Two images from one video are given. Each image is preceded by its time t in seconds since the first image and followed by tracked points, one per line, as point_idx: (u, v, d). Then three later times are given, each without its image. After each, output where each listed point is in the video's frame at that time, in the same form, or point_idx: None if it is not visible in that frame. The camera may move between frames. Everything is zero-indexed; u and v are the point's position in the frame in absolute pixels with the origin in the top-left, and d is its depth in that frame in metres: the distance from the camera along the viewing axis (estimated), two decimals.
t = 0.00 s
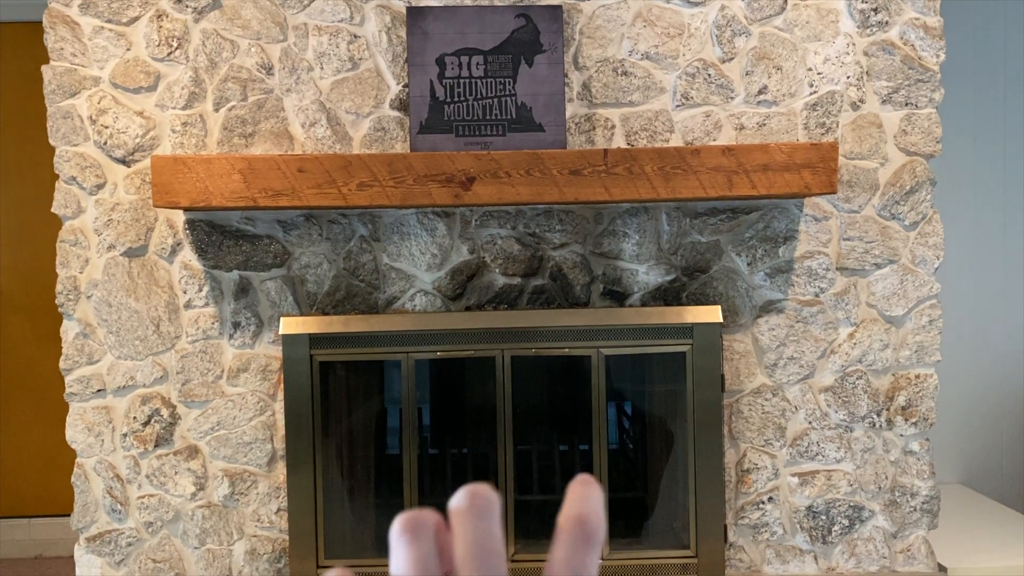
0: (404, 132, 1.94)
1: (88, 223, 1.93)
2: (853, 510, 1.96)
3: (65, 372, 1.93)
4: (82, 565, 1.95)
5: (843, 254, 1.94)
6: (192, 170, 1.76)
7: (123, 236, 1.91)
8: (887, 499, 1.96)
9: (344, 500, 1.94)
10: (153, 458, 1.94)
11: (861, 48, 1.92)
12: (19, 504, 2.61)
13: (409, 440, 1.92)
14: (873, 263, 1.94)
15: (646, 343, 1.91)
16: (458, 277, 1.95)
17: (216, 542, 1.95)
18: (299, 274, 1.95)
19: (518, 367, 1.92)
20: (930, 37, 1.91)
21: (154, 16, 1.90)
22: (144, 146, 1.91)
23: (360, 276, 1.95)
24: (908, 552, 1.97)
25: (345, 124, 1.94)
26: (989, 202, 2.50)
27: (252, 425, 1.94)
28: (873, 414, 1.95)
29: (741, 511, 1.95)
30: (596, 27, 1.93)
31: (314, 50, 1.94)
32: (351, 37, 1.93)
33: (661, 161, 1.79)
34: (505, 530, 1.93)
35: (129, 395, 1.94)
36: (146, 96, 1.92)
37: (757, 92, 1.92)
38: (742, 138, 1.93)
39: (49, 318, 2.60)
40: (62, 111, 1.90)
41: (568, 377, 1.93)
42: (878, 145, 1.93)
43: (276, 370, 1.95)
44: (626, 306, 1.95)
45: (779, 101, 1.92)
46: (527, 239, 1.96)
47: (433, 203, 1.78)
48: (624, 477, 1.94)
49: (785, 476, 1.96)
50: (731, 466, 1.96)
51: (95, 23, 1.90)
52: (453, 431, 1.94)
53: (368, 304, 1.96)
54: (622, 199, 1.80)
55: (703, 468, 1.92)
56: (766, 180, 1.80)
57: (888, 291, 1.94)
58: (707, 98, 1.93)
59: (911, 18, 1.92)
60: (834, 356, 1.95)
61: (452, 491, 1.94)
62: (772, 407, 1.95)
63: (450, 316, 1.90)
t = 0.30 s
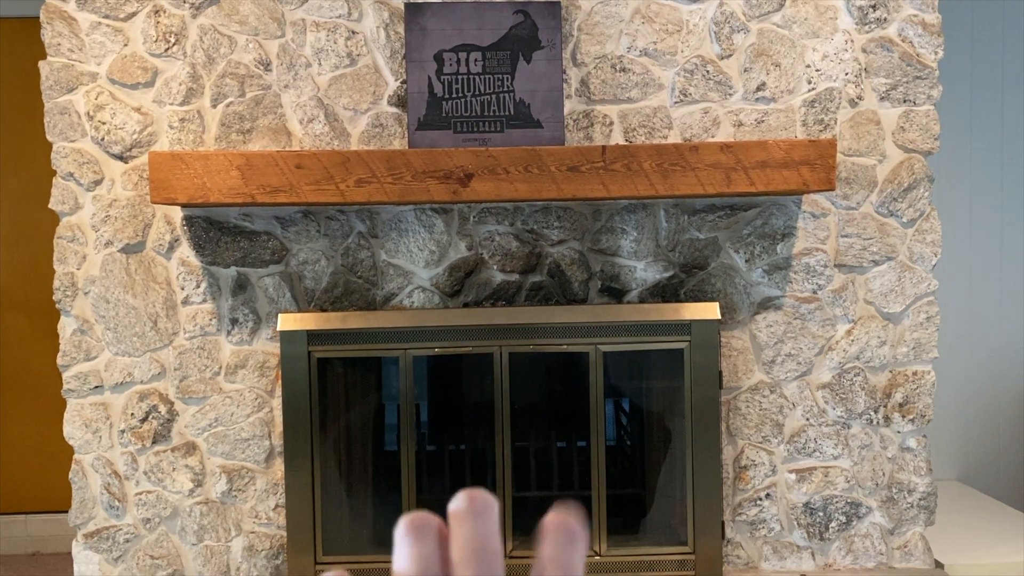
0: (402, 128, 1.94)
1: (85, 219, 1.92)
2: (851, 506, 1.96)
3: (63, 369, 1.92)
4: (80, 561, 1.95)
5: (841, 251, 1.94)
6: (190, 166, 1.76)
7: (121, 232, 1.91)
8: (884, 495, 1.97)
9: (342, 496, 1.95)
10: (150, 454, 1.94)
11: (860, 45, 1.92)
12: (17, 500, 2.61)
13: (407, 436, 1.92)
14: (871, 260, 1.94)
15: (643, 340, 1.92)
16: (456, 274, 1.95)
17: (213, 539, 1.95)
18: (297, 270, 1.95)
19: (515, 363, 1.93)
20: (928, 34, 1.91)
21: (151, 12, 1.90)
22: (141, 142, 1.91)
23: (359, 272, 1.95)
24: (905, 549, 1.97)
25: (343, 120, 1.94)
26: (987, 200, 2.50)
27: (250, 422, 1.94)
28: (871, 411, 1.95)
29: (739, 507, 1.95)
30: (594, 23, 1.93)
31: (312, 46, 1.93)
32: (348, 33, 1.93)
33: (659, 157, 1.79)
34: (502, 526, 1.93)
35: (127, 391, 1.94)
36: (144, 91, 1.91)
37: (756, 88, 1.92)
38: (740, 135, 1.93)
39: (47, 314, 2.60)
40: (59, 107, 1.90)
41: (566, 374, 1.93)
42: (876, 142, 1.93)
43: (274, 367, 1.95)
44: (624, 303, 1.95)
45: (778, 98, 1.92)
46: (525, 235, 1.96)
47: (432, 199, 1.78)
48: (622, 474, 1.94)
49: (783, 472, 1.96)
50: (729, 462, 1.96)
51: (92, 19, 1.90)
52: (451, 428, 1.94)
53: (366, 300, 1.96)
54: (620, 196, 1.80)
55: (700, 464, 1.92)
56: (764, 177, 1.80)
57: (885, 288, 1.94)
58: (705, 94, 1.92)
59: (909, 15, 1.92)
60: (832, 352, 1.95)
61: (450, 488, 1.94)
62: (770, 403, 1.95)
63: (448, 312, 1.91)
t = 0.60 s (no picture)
0: (401, 123, 1.93)
1: (82, 214, 1.92)
2: (848, 502, 1.96)
3: (60, 363, 1.92)
4: (77, 556, 1.95)
5: (839, 246, 1.94)
6: (187, 160, 1.75)
7: (118, 227, 1.91)
8: (881, 491, 1.97)
9: (339, 491, 1.95)
10: (147, 449, 1.94)
11: (859, 41, 1.92)
12: (15, 495, 2.61)
13: (404, 431, 1.92)
14: (870, 256, 1.94)
15: (641, 336, 1.92)
16: (454, 269, 1.95)
17: (210, 534, 1.94)
18: (295, 265, 1.94)
19: (514, 359, 1.93)
20: (927, 30, 1.91)
21: (148, 5, 1.89)
22: (139, 136, 1.90)
23: (356, 267, 1.94)
24: (902, 545, 1.97)
25: (341, 115, 1.94)
26: (985, 196, 2.50)
27: (248, 417, 1.94)
28: (869, 407, 1.95)
29: (736, 502, 1.95)
30: (593, 18, 1.92)
31: (310, 40, 1.93)
32: (347, 27, 1.92)
33: (658, 153, 1.78)
34: (500, 521, 1.94)
35: (125, 386, 1.94)
36: (141, 85, 1.90)
37: (755, 84, 1.91)
38: (739, 130, 1.92)
39: (44, 310, 2.59)
40: (56, 101, 1.89)
41: (564, 369, 1.93)
42: (875, 138, 1.92)
43: (272, 362, 1.94)
44: (623, 299, 1.95)
45: (777, 93, 1.92)
46: (523, 231, 1.95)
47: (430, 194, 1.78)
48: (620, 469, 1.94)
49: (780, 468, 1.96)
50: (727, 458, 1.96)
51: (89, 12, 1.89)
52: (448, 423, 1.94)
53: (363, 295, 1.96)
54: (618, 191, 1.80)
55: (698, 460, 1.92)
56: (763, 173, 1.80)
57: (883, 284, 1.94)
58: (704, 90, 1.92)
59: (909, 10, 1.91)
60: (830, 348, 1.95)
61: (448, 483, 1.94)
62: (768, 399, 1.95)
63: (446, 308, 1.90)
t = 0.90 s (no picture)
0: (397, 143, 1.92)
1: (77, 234, 1.90)
2: (850, 528, 1.93)
3: (53, 385, 1.90)
4: None
5: (839, 269, 1.92)
6: (182, 182, 1.74)
7: (112, 248, 1.89)
8: (884, 517, 1.94)
9: (334, 515, 1.92)
10: (140, 472, 1.91)
11: (858, 62, 1.91)
12: (8, 516, 2.58)
13: (400, 454, 1.90)
14: (870, 278, 1.92)
15: (640, 358, 1.90)
16: (451, 290, 1.93)
17: (203, 558, 1.92)
18: (290, 286, 1.93)
19: (511, 381, 1.91)
20: (927, 52, 1.90)
21: (145, 26, 1.88)
22: (134, 157, 1.89)
23: (352, 288, 1.93)
24: (904, 571, 1.94)
25: (338, 135, 1.93)
26: (986, 216, 2.49)
27: (242, 439, 1.92)
28: (870, 431, 1.93)
29: (736, 528, 1.93)
30: (591, 39, 1.92)
31: (306, 61, 1.92)
32: (344, 48, 1.92)
33: (656, 174, 1.77)
34: (497, 546, 1.91)
35: (118, 408, 1.92)
36: (137, 106, 1.90)
37: (754, 105, 1.90)
38: (738, 151, 1.91)
39: (38, 329, 2.58)
40: (51, 122, 1.88)
41: (562, 392, 1.91)
42: (875, 160, 1.91)
43: (266, 384, 1.93)
44: (621, 321, 1.93)
45: (776, 115, 1.91)
46: (521, 252, 1.94)
47: (426, 216, 1.77)
48: (618, 493, 1.92)
49: (781, 493, 1.94)
50: (727, 482, 1.94)
51: (85, 33, 1.88)
52: (445, 446, 1.92)
53: (359, 317, 1.94)
54: (616, 213, 1.78)
55: (698, 484, 1.90)
56: (762, 195, 1.78)
57: (884, 306, 1.92)
58: (703, 111, 1.91)
59: (908, 32, 1.91)
60: (831, 372, 1.93)
61: (444, 507, 1.92)
62: (768, 422, 1.92)
63: (443, 329, 1.89)
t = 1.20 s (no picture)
0: (397, 148, 1.93)
1: (76, 237, 1.91)
2: (847, 533, 1.94)
3: (52, 388, 1.90)
4: None
5: (836, 275, 1.93)
6: (182, 185, 1.75)
7: (112, 251, 1.90)
8: (880, 522, 1.95)
9: (332, 517, 1.93)
10: (138, 475, 1.92)
11: (856, 69, 1.92)
12: (6, 519, 2.58)
13: (398, 457, 1.90)
14: (867, 284, 1.93)
15: (638, 363, 1.90)
16: (449, 295, 1.93)
17: (201, 562, 1.92)
18: (289, 290, 1.94)
19: (508, 385, 1.91)
20: (924, 59, 1.91)
21: (146, 30, 1.89)
22: (134, 160, 1.90)
23: (351, 292, 1.93)
24: None
25: (338, 140, 1.93)
26: (983, 222, 2.50)
27: (240, 443, 1.92)
28: (867, 437, 1.93)
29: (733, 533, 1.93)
30: (590, 45, 1.93)
31: (307, 66, 1.93)
32: (344, 53, 1.93)
33: (654, 180, 1.78)
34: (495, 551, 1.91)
35: (116, 411, 1.92)
36: (137, 110, 1.90)
37: (752, 111, 1.91)
38: (736, 157, 1.92)
39: (36, 333, 2.58)
40: (52, 125, 1.88)
41: (559, 396, 1.92)
42: (872, 166, 1.92)
43: (265, 388, 1.93)
44: (619, 325, 1.93)
45: (773, 121, 1.92)
46: (519, 256, 1.94)
47: (425, 220, 1.77)
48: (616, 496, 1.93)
49: (778, 498, 1.94)
50: (724, 487, 1.94)
51: (86, 37, 1.89)
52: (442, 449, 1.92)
53: (358, 321, 1.94)
54: (614, 218, 1.79)
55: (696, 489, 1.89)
56: (760, 201, 1.79)
57: (882, 312, 1.93)
58: (701, 117, 1.92)
59: (906, 39, 1.92)
60: (828, 377, 1.93)
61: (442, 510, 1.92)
62: (765, 428, 1.93)
63: (441, 334, 1.89)
